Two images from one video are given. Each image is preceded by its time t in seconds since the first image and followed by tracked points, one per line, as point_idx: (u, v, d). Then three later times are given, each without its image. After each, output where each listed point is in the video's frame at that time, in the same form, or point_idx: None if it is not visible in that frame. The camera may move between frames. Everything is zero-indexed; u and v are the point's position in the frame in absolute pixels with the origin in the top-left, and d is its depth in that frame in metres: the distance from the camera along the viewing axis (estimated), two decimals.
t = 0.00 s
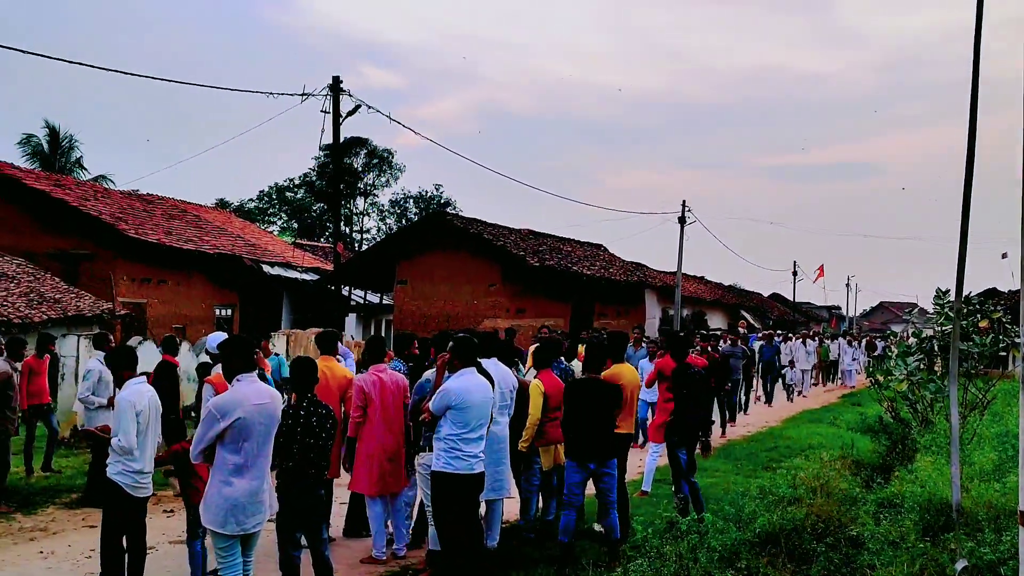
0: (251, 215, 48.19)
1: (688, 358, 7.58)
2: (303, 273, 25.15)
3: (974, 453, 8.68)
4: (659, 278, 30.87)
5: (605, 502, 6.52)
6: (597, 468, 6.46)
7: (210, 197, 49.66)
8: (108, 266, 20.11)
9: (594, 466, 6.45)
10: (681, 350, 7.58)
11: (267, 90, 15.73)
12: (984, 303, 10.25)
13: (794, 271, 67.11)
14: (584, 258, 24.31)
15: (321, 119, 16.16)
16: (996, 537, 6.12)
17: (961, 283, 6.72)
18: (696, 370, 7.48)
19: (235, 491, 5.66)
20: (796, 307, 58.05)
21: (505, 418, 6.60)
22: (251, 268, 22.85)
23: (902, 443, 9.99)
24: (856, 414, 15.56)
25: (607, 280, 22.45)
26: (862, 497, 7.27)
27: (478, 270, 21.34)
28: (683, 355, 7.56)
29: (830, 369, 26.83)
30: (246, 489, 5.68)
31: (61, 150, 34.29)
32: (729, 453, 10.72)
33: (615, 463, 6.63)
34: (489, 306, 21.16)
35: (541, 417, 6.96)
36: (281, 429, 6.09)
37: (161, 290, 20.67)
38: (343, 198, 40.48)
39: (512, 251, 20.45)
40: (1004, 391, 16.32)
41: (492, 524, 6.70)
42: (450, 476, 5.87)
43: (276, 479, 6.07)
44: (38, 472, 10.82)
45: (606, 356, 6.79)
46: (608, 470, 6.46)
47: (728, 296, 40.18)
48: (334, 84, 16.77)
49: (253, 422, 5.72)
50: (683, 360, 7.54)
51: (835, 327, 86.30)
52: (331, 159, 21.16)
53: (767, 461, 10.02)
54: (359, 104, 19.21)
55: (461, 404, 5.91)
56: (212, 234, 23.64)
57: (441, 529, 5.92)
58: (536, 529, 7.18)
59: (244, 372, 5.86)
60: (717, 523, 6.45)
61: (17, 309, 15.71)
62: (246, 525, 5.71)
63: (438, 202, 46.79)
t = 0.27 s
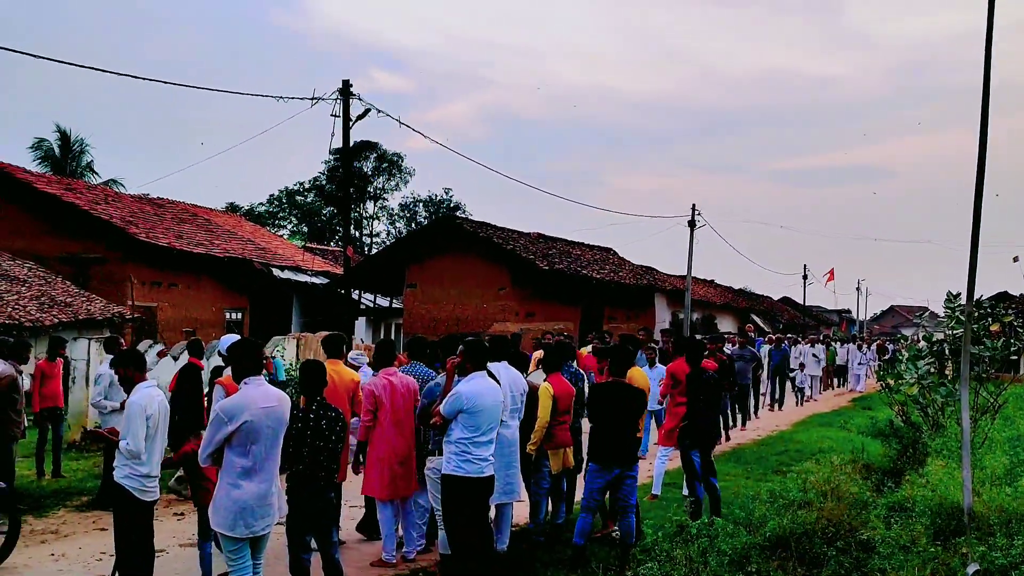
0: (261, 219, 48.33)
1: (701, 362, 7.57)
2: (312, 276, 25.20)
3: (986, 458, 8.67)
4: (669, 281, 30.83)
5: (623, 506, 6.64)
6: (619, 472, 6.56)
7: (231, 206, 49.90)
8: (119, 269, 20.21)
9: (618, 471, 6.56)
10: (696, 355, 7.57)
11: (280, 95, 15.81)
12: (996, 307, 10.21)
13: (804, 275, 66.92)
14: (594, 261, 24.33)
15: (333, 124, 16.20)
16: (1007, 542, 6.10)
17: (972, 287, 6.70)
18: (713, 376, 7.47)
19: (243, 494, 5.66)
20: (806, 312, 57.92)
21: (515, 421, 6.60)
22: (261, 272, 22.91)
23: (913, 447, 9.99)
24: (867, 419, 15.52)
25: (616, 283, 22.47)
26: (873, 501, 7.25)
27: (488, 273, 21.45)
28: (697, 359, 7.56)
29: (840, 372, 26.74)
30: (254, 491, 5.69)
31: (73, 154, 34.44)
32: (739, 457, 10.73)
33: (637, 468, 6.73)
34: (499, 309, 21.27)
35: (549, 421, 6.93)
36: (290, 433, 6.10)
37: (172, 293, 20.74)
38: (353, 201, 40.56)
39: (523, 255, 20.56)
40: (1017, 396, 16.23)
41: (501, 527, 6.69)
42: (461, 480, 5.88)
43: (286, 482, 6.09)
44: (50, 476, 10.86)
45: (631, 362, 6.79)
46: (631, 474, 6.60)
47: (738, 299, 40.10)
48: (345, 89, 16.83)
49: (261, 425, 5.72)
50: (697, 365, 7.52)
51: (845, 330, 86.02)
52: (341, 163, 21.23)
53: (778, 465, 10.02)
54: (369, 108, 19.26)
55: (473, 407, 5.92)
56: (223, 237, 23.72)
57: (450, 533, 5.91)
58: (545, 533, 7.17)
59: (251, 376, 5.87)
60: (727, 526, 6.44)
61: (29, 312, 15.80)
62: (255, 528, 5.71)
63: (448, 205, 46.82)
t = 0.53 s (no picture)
0: (271, 223, 48.47)
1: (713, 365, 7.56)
2: (321, 279, 25.25)
3: (997, 462, 8.66)
4: (678, 284, 30.84)
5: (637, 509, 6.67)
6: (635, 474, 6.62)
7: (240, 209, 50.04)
8: (129, 273, 20.28)
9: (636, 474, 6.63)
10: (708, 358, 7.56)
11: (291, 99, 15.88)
12: (1006, 311, 10.18)
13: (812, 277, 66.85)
14: (602, 264, 24.35)
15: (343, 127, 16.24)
16: (1018, 546, 6.08)
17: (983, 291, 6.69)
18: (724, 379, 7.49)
19: (250, 497, 5.66)
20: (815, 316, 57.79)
21: (525, 424, 6.60)
22: (270, 275, 22.96)
23: (923, 451, 9.99)
24: (877, 422, 15.49)
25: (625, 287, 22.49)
26: (883, 505, 7.24)
27: (497, 276, 21.50)
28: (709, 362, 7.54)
29: (848, 376, 26.68)
30: (261, 494, 5.69)
31: (83, 158, 34.54)
32: (748, 461, 10.74)
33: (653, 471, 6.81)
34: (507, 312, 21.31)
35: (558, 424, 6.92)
36: (299, 436, 6.09)
37: (181, 296, 20.80)
38: (362, 205, 40.63)
39: (531, 258, 20.59)
40: None
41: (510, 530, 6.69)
42: (471, 483, 5.88)
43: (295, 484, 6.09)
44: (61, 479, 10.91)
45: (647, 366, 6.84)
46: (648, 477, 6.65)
47: (748, 303, 40.08)
48: (354, 92, 16.88)
49: (268, 428, 5.72)
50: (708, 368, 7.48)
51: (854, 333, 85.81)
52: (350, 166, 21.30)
53: (788, 468, 10.03)
54: (380, 111, 19.31)
55: (481, 410, 5.91)
56: (232, 241, 23.78)
57: (460, 536, 5.92)
58: (554, 536, 7.17)
59: (257, 379, 5.86)
60: (736, 530, 6.43)
61: (39, 316, 15.88)
62: (262, 531, 5.71)
63: (456, 209, 46.88)
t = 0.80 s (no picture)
0: (278, 226, 48.57)
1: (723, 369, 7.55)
2: (328, 283, 25.27)
3: (1006, 466, 8.64)
4: (685, 288, 30.82)
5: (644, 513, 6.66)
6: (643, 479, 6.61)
7: (248, 213, 50.16)
8: (136, 276, 20.34)
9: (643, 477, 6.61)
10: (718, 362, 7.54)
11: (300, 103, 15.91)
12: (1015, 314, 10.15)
13: (822, 283, 66.65)
14: (609, 267, 24.35)
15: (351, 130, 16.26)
16: None
17: (991, 294, 6.67)
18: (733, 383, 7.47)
19: (257, 500, 5.65)
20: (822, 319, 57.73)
21: (533, 428, 6.60)
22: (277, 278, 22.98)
23: (931, 455, 9.98)
24: (885, 426, 15.46)
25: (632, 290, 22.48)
26: (891, 508, 7.23)
27: (504, 280, 21.53)
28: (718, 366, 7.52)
29: (855, 380, 26.63)
30: (267, 498, 5.67)
31: (91, 162, 34.63)
32: (756, 464, 10.73)
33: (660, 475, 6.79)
34: (514, 316, 21.32)
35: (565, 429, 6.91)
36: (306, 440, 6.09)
37: (189, 300, 20.85)
38: (369, 208, 40.69)
39: (538, 262, 20.59)
40: None
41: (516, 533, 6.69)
42: (479, 487, 5.87)
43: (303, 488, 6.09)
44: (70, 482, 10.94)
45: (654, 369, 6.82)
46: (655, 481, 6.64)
47: (755, 307, 40.06)
48: (361, 96, 16.91)
49: (274, 432, 5.71)
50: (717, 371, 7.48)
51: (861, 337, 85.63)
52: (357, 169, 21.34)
53: (796, 471, 10.02)
54: (386, 115, 19.33)
55: (488, 414, 5.91)
56: (239, 245, 23.82)
57: (467, 540, 5.91)
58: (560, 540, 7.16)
59: (263, 383, 5.85)
60: (743, 534, 6.41)
61: (48, 319, 15.93)
62: (268, 534, 5.70)
63: (463, 212, 46.92)
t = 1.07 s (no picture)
0: (284, 230, 48.66)
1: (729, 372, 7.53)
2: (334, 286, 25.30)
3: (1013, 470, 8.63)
4: (691, 292, 30.82)
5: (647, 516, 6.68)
6: (647, 481, 6.62)
7: (253, 216, 50.27)
8: (143, 281, 20.38)
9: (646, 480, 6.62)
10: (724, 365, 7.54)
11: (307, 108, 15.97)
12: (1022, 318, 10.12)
13: (828, 287, 66.63)
14: (615, 271, 24.36)
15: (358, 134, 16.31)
16: None
17: (998, 298, 6.66)
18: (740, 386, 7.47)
19: (264, 504, 5.65)
20: (827, 324, 57.71)
21: (539, 432, 6.60)
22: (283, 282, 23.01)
23: (939, 459, 9.97)
24: (892, 430, 15.44)
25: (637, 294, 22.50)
26: (898, 512, 7.22)
27: (510, 284, 21.58)
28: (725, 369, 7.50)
29: (860, 384, 26.61)
30: (274, 502, 5.67)
31: (97, 166, 34.68)
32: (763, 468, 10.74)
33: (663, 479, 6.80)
34: (520, 320, 21.35)
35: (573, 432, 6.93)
36: (312, 444, 6.10)
37: (195, 304, 20.90)
38: (375, 212, 40.75)
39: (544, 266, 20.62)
40: None
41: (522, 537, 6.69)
42: (484, 493, 5.88)
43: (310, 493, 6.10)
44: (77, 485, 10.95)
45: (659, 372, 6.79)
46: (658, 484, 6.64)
47: (761, 310, 40.08)
48: (367, 99, 16.94)
49: (280, 435, 5.71)
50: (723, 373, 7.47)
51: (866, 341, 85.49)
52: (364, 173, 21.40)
53: (802, 475, 10.02)
54: (392, 120, 19.37)
55: (493, 419, 5.90)
56: (246, 249, 23.87)
57: (473, 544, 5.91)
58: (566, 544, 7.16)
59: (270, 387, 5.85)
60: (750, 537, 6.39)
61: (55, 323, 15.95)
62: (275, 537, 5.69)
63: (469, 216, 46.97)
